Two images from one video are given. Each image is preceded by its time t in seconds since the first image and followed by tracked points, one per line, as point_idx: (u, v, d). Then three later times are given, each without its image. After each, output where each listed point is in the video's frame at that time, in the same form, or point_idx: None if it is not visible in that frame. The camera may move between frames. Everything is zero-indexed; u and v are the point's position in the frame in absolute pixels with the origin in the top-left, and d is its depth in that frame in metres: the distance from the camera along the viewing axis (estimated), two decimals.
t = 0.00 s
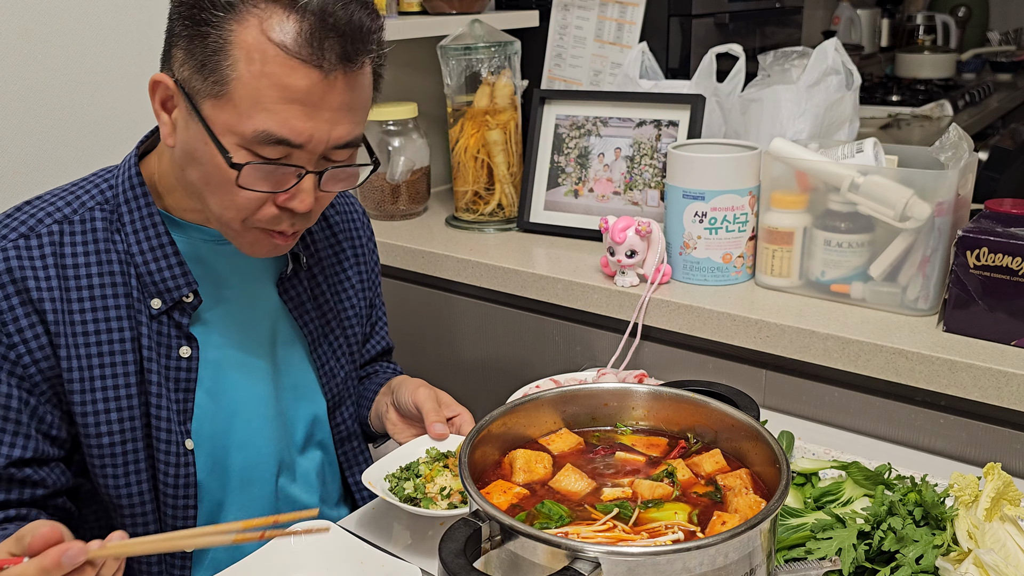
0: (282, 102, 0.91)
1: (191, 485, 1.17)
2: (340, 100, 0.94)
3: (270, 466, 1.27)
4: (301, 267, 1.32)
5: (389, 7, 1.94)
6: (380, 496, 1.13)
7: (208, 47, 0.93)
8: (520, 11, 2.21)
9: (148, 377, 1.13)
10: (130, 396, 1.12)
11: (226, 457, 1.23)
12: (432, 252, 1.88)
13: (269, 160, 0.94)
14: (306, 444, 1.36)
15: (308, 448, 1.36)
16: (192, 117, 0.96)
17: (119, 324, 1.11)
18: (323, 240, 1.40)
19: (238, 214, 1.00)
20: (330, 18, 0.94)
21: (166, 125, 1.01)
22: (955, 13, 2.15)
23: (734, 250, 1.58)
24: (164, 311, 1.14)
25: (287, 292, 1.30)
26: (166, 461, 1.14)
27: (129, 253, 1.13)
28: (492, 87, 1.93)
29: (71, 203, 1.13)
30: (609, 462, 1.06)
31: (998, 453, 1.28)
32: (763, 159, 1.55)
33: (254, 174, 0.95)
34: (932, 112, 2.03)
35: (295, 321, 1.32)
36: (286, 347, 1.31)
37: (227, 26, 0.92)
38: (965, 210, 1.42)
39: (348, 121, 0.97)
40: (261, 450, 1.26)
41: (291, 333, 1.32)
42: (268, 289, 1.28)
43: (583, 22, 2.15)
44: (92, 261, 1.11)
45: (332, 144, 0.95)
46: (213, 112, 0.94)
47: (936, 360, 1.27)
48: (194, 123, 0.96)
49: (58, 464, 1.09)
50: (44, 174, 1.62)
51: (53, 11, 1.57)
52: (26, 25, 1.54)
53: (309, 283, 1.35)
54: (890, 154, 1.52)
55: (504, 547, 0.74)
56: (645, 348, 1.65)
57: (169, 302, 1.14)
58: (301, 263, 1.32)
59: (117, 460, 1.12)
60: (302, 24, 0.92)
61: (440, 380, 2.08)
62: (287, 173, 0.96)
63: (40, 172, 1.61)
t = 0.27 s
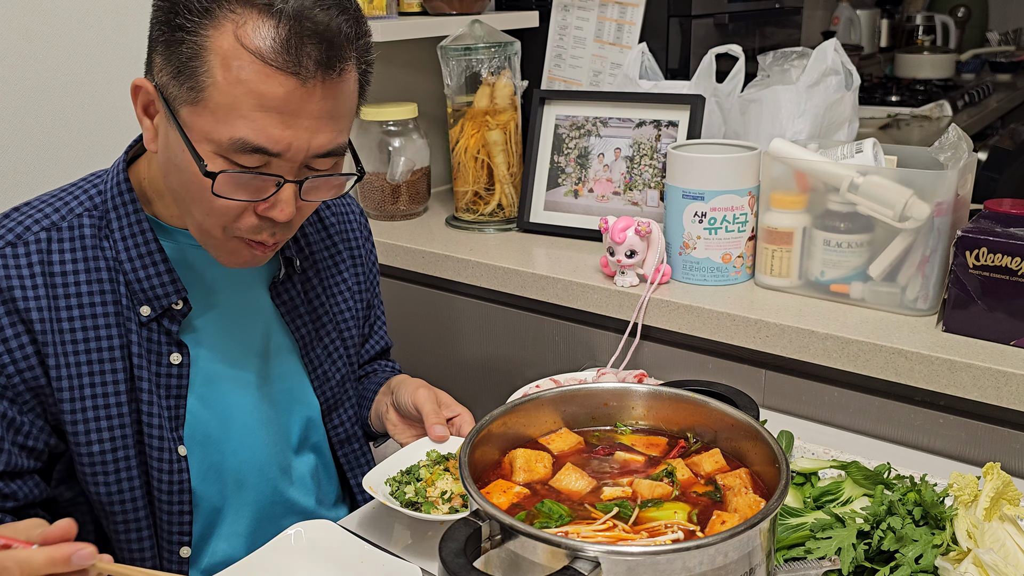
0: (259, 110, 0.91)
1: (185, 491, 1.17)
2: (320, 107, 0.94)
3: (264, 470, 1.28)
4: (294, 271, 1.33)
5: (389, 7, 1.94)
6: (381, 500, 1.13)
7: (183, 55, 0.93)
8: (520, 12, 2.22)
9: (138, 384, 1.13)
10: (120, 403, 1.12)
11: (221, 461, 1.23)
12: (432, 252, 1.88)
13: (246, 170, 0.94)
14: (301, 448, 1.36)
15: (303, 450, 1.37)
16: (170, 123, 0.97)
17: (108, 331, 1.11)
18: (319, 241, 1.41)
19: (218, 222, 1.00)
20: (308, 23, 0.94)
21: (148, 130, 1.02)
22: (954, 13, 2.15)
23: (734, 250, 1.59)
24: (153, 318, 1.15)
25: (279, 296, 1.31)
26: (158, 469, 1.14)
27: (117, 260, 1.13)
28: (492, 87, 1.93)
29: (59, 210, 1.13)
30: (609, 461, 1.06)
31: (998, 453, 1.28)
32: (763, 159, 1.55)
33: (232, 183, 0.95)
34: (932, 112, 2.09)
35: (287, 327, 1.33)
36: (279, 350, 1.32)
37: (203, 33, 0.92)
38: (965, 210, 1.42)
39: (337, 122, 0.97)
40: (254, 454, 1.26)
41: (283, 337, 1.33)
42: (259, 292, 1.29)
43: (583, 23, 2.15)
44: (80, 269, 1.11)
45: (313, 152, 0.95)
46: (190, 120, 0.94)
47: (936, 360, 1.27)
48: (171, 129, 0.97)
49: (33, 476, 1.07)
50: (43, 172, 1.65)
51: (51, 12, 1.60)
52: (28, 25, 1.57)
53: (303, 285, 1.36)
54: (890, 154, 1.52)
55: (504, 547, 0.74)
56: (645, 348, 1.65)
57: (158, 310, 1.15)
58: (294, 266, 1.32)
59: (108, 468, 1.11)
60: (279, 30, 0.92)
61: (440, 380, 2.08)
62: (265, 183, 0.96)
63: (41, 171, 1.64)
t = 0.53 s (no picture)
0: (249, 105, 0.91)
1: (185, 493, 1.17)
2: (310, 103, 0.94)
3: (262, 471, 1.28)
4: (293, 271, 1.33)
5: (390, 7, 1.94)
6: (382, 500, 1.13)
7: (172, 53, 0.93)
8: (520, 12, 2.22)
9: (138, 386, 1.12)
10: (120, 405, 1.12)
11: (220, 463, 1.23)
12: (432, 252, 1.88)
13: (238, 166, 0.94)
14: (299, 449, 1.36)
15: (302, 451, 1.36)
16: (161, 122, 0.97)
17: (107, 333, 1.11)
18: (317, 242, 1.41)
19: (208, 218, 1.00)
20: (296, 17, 0.94)
21: (140, 130, 1.02)
22: (954, 13, 2.14)
23: (734, 250, 1.59)
24: (152, 320, 1.14)
25: (278, 297, 1.31)
26: (158, 472, 1.14)
27: (116, 262, 1.13)
28: (492, 87, 1.93)
29: (57, 212, 1.13)
30: (609, 462, 1.06)
31: (998, 453, 1.28)
32: (763, 159, 1.55)
33: (224, 179, 0.95)
34: (932, 112, 2.11)
35: (285, 326, 1.33)
36: (278, 351, 1.32)
37: (193, 29, 0.92)
38: (965, 211, 1.42)
39: (329, 119, 0.97)
40: (253, 456, 1.26)
41: (282, 338, 1.32)
42: (258, 293, 1.28)
43: (583, 23, 2.15)
44: (78, 271, 1.11)
45: (304, 148, 0.95)
46: (181, 117, 0.94)
47: (936, 360, 1.27)
48: (163, 128, 0.97)
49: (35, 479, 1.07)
50: (43, 172, 1.65)
51: (50, 12, 1.60)
52: (28, 26, 1.57)
53: (302, 286, 1.36)
54: (890, 154, 1.52)
55: (505, 547, 0.74)
56: (645, 348, 1.65)
57: (157, 312, 1.15)
58: (292, 267, 1.32)
59: (108, 470, 1.12)
60: (267, 23, 0.92)
61: (440, 381, 2.08)
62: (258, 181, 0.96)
63: (41, 172, 1.64)
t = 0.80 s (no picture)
0: (260, 101, 0.91)
1: (189, 490, 1.16)
2: (322, 99, 0.94)
3: (265, 471, 1.28)
4: (296, 271, 1.33)
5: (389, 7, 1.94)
6: (381, 494, 1.14)
7: (185, 50, 0.93)
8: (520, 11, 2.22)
9: (143, 383, 1.12)
10: (126, 403, 1.11)
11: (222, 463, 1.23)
12: (432, 252, 1.88)
13: (251, 163, 0.94)
14: (301, 448, 1.36)
15: (303, 451, 1.36)
16: (173, 121, 0.97)
17: (112, 331, 1.11)
18: (319, 242, 1.41)
19: (225, 221, 1.00)
20: (308, 14, 0.94)
21: (151, 129, 1.02)
22: (954, 13, 2.15)
23: (734, 250, 1.59)
24: (157, 319, 1.14)
25: (281, 297, 1.31)
26: (164, 472, 1.14)
27: (122, 259, 1.13)
28: (492, 87, 1.93)
29: (63, 210, 1.13)
30: (609, 461, 1.06)
31: (997, 453, 1.28)
32: (763, 159, 1.55)
33: (236, 176, 0.94)
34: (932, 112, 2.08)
35: (287, 325, 1.33)
36: (280, 350, 1.32)
37: (206, 26, 0.92)
38: (964, 210, 1.42)
39: (338, 117, 0.97)
40: (255, 456, 1.26)
41: (285, 338, 1.32)
42: (261, 293, 1.28)
43: (583, 23, 2.15)
44: (85, 269, 1.11)
45: (315, 144, 0.95)
46: (193, 114, 0.94)
47: (935, 360, 1.27)
48: (175, 126, 0.97)
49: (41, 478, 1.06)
50: (43, 172, 1.64)
51: (51, 12, 1.59)
52: (28, 25, 1.56)
53: (305, 286, 1.36)
54: (890, 154, 1.52)
55: (504, 547, 0.74)
56: (645, 348, 1.66)
57: (162, 310, 1.15)
58: (296, 267, 1.33)
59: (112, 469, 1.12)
60: (279, 21, 0.92)
61: (440, 380, 2.08)
62: (269, 177, 0.96)
63: (41, 172, 1.64)
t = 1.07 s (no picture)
0: (266, 100, 0.91)
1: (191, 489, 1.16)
2: (327, 98, 0.94)
3: (265, 470, 1.28)
4: (299, 271, 1.34)
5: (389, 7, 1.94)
6: (374, 493, 1.14)
7: (192, 48, 0.94)
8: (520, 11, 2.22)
9: (145, 380, 1.13)
10: (128, 398, 1.12)
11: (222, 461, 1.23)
12: (433, 252, 1.88)
13: (255, 161, 0.94)
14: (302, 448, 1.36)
15: (304, 451, 1.37)
16: (178, 118, 0.97)
17: (116, 328, 1.11)
18: (322, 242, 1.41)
19: (228, 219, 1.00)
20: (315, 15, 0.94)
21: (157, 127, 1.02)
22: (954, 13, 2.15)
23: (734, 250, 1.59)
24: (161, 315, 1.14)
25: (283, 297, 1.31)
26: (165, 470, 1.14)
27: (126, 256, 1.13)
28: (492, 87, 1.93)
29: (68, 206, 1.13)
30: (609, 461, 1.06)
31: (997, 453, 1.28)
32: (763, 159, 1.55)
33: (240, 175, 0.95)
34: (932, 112, 2.10)
35: (289, 325, 1.33)
36: (282, 349, 1.32)
37: (213, 25, 0.93)
38: (965, 210, 1.42)
39: (343, 117, 0.97)
40: (256, 454, 1.26)
41: (288, 339, 1.32)
42: (264, 292, 1.28)
43: (583, 22, 2.15)
44: (90, 265, 1.11)
45: (319, 145, 0.95)
46: (199, 113, 0.94)
47: (935, 360, 1.27)
48: (180, 123, 0.97)
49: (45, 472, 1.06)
50: (43, 173, 1.62)
51: (53, 12, 1.58)
52: (28, 25, 1.55)
53: (307, 286, 1.36)
54: (890, 155, 1.52)
55: (504, 547, 0.74)
56: (644, 348, 1.66)
57: (166, 307, 1.14)
58: (298, 267, 1.33)
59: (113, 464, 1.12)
60: (286, 20, 0.92)
61: (440, 380, 2.08)
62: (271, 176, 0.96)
63: (41, 172, 1.62)
